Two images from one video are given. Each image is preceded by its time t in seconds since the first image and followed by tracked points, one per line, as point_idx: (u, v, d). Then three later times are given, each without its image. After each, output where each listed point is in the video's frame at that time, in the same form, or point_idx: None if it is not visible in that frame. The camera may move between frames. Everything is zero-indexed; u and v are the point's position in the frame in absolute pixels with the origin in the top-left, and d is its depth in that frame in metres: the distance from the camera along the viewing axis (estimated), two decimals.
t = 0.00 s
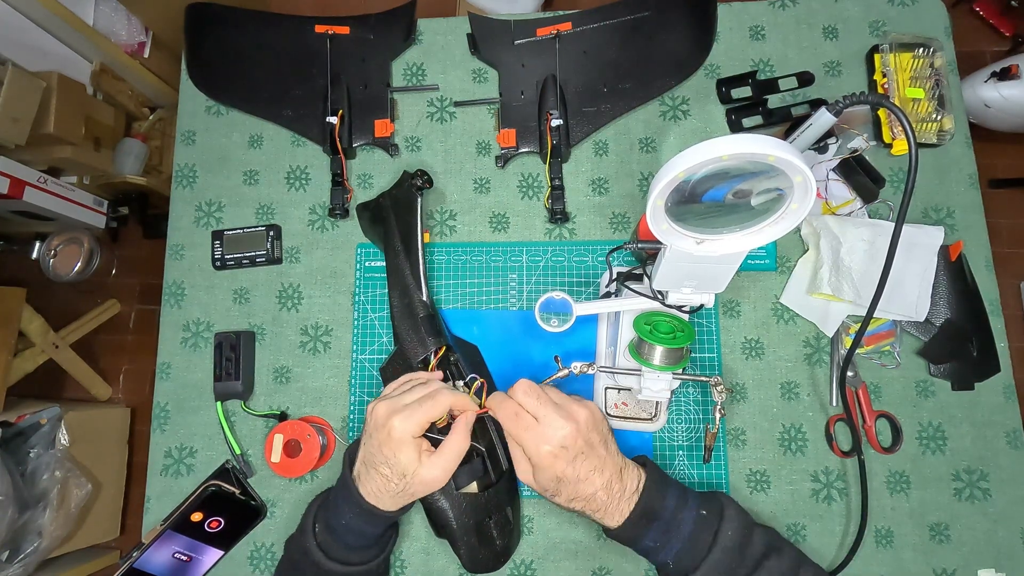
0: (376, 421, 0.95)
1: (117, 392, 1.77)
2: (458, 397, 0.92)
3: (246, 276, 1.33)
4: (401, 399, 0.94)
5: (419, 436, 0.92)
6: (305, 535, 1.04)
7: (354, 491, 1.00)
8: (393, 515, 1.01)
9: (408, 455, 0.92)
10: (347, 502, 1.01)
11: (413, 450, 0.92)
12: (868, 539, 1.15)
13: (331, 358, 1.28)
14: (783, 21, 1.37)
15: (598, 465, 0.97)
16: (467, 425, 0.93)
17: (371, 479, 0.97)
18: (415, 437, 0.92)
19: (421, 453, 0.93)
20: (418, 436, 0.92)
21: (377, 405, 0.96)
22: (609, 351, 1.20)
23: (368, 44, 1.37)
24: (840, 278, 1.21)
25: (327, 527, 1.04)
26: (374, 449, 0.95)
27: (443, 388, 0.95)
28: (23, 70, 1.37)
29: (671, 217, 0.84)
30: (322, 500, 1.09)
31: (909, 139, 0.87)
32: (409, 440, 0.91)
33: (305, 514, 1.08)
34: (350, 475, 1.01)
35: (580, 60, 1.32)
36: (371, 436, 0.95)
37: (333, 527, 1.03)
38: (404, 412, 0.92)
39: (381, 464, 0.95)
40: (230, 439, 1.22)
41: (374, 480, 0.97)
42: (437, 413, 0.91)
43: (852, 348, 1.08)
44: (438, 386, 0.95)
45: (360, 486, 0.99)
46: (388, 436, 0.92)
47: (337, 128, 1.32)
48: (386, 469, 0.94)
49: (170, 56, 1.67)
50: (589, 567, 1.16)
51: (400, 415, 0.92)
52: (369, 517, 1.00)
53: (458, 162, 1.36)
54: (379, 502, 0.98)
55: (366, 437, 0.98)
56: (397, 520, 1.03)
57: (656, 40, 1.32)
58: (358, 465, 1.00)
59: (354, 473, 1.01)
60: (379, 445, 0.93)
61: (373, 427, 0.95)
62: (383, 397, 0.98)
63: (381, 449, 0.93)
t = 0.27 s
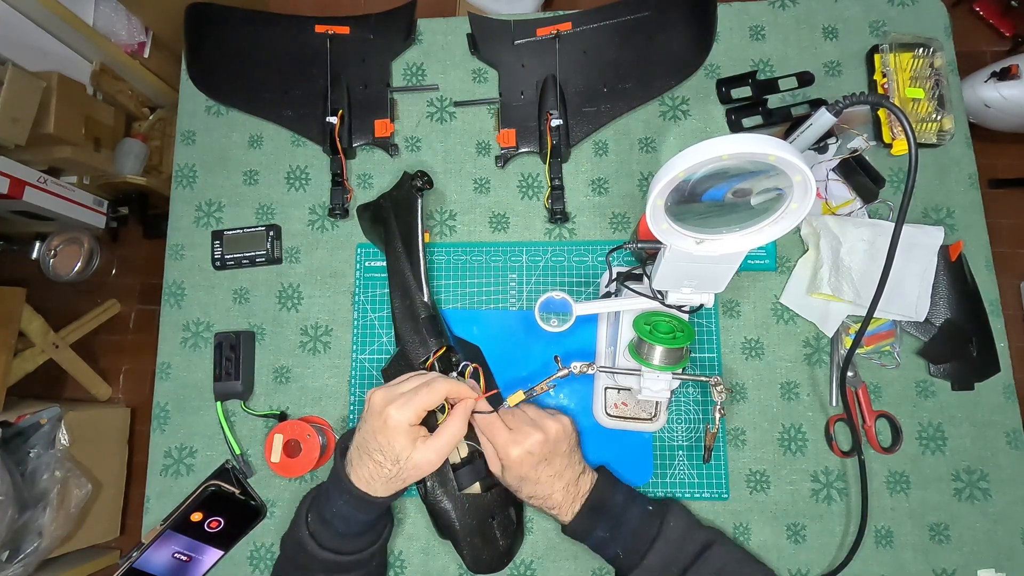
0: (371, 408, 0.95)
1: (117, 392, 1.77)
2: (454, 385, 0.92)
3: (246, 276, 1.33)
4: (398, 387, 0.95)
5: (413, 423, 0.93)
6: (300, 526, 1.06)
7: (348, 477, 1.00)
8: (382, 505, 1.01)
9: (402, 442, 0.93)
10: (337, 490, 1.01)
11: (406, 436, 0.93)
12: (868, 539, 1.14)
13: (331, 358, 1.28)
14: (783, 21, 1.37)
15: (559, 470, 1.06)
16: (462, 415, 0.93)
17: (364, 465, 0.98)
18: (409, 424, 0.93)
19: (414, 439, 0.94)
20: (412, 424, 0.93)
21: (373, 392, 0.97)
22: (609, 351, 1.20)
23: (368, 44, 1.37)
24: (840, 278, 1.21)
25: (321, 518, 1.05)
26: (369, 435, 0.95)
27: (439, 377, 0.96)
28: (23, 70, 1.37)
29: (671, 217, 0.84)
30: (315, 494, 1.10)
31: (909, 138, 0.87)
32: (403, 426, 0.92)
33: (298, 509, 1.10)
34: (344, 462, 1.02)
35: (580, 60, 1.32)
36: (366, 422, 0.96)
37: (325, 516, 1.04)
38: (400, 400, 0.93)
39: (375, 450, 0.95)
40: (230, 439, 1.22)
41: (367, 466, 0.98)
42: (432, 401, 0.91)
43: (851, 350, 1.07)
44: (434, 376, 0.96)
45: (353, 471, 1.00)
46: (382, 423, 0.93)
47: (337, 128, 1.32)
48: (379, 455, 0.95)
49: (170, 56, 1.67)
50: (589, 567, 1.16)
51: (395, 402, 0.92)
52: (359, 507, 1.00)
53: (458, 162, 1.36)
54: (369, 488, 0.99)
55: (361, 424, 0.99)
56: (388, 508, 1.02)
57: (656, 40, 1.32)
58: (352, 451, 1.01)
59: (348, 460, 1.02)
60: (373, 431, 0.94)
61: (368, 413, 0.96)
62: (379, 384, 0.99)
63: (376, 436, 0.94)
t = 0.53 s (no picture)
0: (380, 426, 0.92)
1: (117, 392, 1.77)
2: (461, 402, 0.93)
3: (246, 276, 1.33)
4: (405, 404, 0.93)
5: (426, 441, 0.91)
6: (315, 533, 1.05)
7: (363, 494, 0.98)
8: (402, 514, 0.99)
9: (417, 460, 0.91)
10: (355, 503, 0.99)
11: (421, 453, 0.91)
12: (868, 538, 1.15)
13: (331, 358, 1.28)
14: (783, 21, 1.37)
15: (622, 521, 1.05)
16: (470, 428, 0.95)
17: (378, 483, 0.96)
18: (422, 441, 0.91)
19: (430, 456, 0.92)
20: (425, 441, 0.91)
21: (378, 411, 0.94)
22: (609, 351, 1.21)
23: (368, 44, 1.37)
24: (840, 278, 1.21)
25: (336, 526, 1.03)
26: (381, 454, 0.93)
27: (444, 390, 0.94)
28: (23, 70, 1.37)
29: (671, 217, 0.84)
30: (329, 499, 1.10)
31: (909, 138, 0.87)
32: (418, 445, 0.90)
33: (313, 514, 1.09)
34: (357, 478, 0.99)
35: (580, 60, 1.32)
36: (376, 442, 0.93)
37: (342, 525, 1.02)
38: (410, 416, 0.90)
39: (390, 468, 0.93)
40: (230, 439, 1.22)
41: (383, 483, 0.96)
42: (444, 417, 0.90)
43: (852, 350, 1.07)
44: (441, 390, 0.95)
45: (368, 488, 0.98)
46: (394, 442, 0.90)
47: (337, 128, 1.32)
48: (395, 472, 0.92)
49: (170, 56, 1.67)
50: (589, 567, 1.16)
51: (406, 420, 0.90)
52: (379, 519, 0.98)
53: (458, 162, 1.36)
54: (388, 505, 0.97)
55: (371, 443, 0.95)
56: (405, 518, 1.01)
57: (656, 40, 1.32)
58: (364, 468, 0.99)
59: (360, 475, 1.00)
60: (386, 451, 0.92)
61: (377, 433, 0.93)
62: (384, 401, 0.96)
63: (389, 456, 0.92)
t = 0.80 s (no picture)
0: (385, 421, 0.92)
1: (117, 392, 1.77)
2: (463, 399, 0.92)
3: (246, 276, 1.33)
4: (410, 399, 0.93)
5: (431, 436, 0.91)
6: (319, 531, 1.05)
7: (368, 491, 0.98)
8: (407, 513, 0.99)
9: (422, 455, 0.91)
10: (359, 501, 0.99)
11: (426, 448, 0.91)
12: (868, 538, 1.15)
13: (331, 358, 1.28)
14: (782, 21, 1.37)
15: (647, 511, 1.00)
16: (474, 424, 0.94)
17: (383, 479, 0.96)
18: (427, 436, 0.91)
19: (435, 452, 0.92)
20: (429, 435, 0.91)
21: (383, 405, 0.94)
22: (609, 351, 1.21)
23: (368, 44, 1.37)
24: (841, 278, 1.21)
25: (338, 525, 1.04)
26: (387, 449, 0.93)
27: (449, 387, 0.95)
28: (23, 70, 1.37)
29: (672, 217, 0.84)
30: (333, 499, 1.10)
31: (909, 138, 0.87)
32: (423, 439, 0.90)
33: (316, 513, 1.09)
34: (362, 476, 0.99)
35: (580, 60, 1.32)
36: (382, 437, 0.93)
37: (347, 525, 1.02)
38: (414, 411, 0.91)
39: (395, 464, 0.93)
40: (230, 439, 1.22)
41: (388, 479, 0.95)
42: (448, 412, 0.90)
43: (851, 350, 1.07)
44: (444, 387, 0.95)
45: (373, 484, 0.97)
46: (400, 436, 0.90)
47: (337, 128, 1.32)
48: (400, 468, 0.92)
49: (170, 56, 1.67)
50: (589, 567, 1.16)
51: (411, 415, 0.90)
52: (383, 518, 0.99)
53: (458, 162, 1.36)
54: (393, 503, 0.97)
55: (376, 438, 0.96)
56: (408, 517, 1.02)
57: (656, 40, 1.32)
58: (369, 464, 0.98)
59: (364, 471, 1.00)
60: (391, 445, 0.92)
61: (382, 428, 0.93)
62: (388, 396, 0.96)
63: (394, 450, 0.91)
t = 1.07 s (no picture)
0: (385, 420, 0.92)
1: (117, 392, 1.77)
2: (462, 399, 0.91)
3: (246, 276, 1.33)
4: (410, 398, 0.92)
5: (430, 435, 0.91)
6: (319, 530, 1.05)
7: (370, 490, 0.98)
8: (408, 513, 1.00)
9: (421, 455, 0.91)
10: (362, 501, 1.00)
11: (425, 448, 0.91)
12: (868, 538, 1.14)
13: (331, 358, 1.28)
14: (782, 21, 1.37)
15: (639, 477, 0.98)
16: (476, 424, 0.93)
17: (385, 478, 0.96)
18: (426, 435, 0.90)
19: (434, 452, 0.91)
20: (428, 435, 0.90)
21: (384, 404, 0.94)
22: (610, 351, 1.21)
23: (368, 44, 1.37)
24: (842, 278, 1.21)
25: (341, 525, 1.04)
26: (386, 449, 0.93)
27: (450, 387, 0.94)
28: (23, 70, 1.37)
29: (676, 217, 0.84)
30: (334, 497, 1.10)
31: (910, 138, 0.87)
32: (421, 439, 0.90)
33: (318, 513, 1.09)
34: (365, 475, 1.00)
35: (581, 60, 1.32)
36: (382, 436, 0.93)
37: (348, 522, 1.03)
38: (413, 410, 0.90)
39: (395, 463, 0.93)
40: (230, 439, 1.22)
41: (389, 478, 0.96)
42: (447, 412, 0.89)
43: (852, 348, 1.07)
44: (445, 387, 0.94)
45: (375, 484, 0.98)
46: (399, 435, 0.90)
47: (337, 128, 1.32)
48: (399, 467, 0.93)
49: (170, 56, 1.67)
50: (590, 567, 1.16)
51: (410, 414, 0.90)
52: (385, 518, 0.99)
53: (458, 162, 1.36)
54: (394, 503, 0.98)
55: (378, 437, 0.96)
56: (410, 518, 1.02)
57: (656, 40, 1.32)
58: (371, 463, 0.99)
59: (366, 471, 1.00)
60: (392, 444, 0.92)
61: (383, 427, 0.93)
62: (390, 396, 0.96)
63: (394, 450, 0.92)
